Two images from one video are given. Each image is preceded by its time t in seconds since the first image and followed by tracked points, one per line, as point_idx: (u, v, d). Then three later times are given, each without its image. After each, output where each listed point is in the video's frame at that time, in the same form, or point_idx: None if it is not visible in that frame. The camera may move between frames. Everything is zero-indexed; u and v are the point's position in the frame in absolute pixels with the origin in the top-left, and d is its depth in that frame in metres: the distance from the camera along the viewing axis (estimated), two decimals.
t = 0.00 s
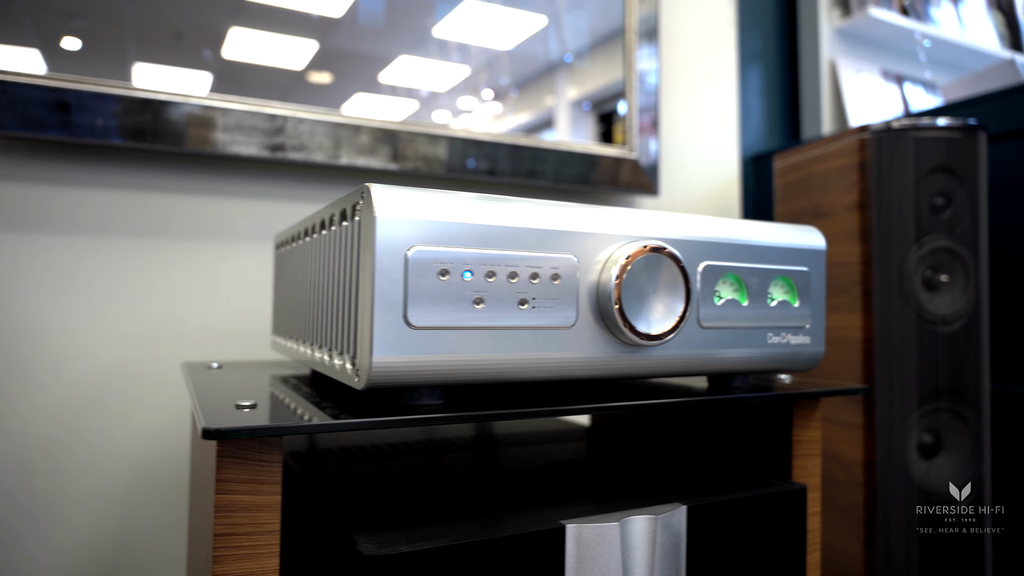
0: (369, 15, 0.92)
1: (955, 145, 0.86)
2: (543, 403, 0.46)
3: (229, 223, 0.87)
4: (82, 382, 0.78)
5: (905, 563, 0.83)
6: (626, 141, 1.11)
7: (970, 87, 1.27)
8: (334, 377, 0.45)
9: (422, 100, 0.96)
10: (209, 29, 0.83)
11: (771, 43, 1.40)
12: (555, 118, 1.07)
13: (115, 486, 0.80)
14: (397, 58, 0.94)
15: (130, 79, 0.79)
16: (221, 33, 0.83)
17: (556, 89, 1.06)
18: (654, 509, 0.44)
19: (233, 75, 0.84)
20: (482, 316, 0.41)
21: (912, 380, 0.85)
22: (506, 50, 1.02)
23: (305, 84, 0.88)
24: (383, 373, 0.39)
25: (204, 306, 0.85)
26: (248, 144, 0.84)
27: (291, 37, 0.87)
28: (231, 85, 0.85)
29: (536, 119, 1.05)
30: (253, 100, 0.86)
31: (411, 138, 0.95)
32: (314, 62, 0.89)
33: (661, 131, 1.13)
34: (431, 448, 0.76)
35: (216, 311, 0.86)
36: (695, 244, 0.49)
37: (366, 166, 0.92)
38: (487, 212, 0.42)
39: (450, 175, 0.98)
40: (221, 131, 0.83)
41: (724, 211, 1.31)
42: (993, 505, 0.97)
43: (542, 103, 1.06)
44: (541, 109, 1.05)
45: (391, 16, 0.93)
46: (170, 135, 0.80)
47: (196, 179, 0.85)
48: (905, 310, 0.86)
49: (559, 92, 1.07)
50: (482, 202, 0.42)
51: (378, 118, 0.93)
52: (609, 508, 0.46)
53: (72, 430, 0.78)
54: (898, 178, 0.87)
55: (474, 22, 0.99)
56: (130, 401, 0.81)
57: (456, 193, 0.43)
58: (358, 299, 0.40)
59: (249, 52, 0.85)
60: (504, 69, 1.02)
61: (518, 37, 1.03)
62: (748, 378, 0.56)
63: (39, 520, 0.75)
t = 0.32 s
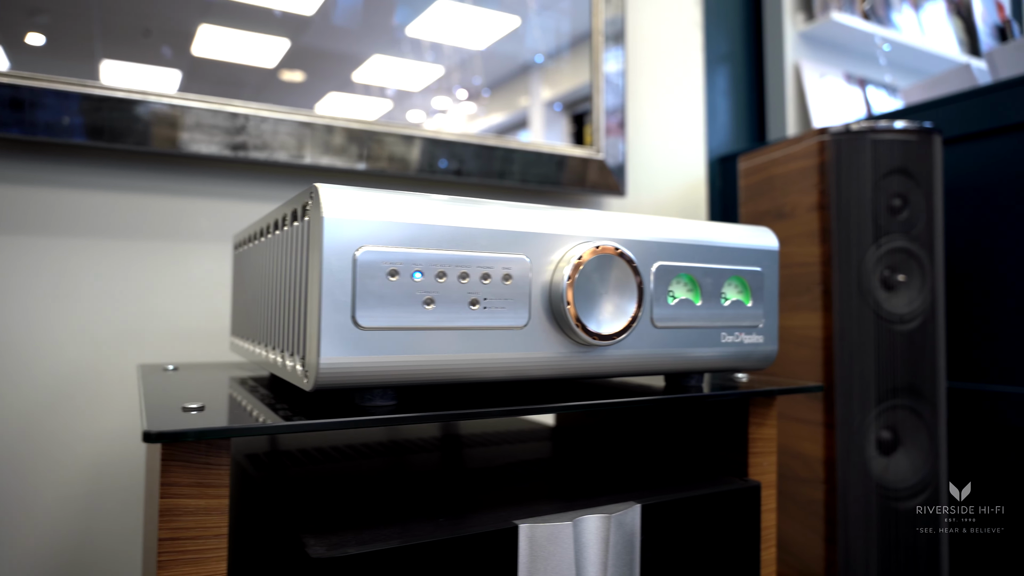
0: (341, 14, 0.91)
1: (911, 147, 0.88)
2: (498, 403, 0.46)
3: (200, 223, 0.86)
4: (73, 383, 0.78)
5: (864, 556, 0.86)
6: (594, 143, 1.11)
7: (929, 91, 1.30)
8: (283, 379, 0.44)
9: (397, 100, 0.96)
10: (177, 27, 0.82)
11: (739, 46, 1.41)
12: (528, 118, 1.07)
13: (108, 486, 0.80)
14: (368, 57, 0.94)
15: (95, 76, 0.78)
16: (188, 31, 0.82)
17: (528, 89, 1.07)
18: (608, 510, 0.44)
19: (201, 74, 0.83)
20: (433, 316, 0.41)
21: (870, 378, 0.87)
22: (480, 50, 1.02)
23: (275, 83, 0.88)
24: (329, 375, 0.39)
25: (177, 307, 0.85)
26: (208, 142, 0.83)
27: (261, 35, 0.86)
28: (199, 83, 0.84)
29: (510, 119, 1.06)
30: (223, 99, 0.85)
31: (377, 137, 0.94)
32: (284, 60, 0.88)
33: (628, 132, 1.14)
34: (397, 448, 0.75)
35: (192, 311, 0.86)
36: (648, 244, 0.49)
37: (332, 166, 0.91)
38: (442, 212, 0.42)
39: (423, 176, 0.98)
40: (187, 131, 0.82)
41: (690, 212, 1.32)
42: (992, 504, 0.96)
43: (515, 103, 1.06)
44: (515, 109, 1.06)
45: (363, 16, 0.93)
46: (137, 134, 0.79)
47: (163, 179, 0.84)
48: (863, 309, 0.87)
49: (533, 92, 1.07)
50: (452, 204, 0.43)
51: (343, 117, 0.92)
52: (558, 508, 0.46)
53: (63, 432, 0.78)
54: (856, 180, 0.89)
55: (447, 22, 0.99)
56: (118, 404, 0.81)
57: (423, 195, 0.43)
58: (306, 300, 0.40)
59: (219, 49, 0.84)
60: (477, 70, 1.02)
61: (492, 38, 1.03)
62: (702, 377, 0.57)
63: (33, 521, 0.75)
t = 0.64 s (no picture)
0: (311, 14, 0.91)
1: (867, 151, 0.89)
2: (456, 405, 0.46)
3: (167, 225, 0.85)
4: (29, 386, 0.77)
5: (824, 553, 0.87)
6: (559, 146, 1.12)
7: (888, 97, 1.33)
8: (233, 380, 0.44)
9: (369, 102, 0.96)
10: (144, 25, 0.81)
11: (704, 51, 1.43)
12: (502, 121, 1.08)
13: (78, 490, 0.79)
14: (337, 57, 0.93)
15: (50, 74, 0.76)
16: (155, 29, 0.81)
17: (501, 92, 1.07)
18: (562, 509, 0.44)
19: (168, 72, 0.82)
20: (382, 319, 0.41)
21: (828, 378, 0.88)
22: (452, 51, 1.02)
23: (245, 83, 0.87)
24: (273, 378, 0.38)
25: (140, 309, 0.84)
26: (165, 142, 0.82)
27: (230, 34, 0.86)
28: (165, 82, 0.82)
29: (483, 121, 1.06)
30: (191, 99, 0.84)
31: (343, 139, 0.93)
32: (253, 60, 0.88)
33: (594, 136, 1.15)
34: (361, 451, 0.75)
35: (159, 314, 0.85)
36: (601, 248, 0.50)
37: (294, 167, 0.90)
38: (396, 215, 0.42)
39: (397, 178, 0.98)
40: (153, 131, 0.81)
41: (656, 215, 1.33)
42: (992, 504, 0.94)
43: (490, 106, 1.07)
44: (488, 111, 1.07)
45: (333, 16, 0.92)
46: (104, 135, 0.78)
47: (125, 179, 0.83)
48: (821, 311, 0.89)
49: (506, 96, 1.08)
50: (424, 209, 0.44)
51: (307, 118, 0.91)
52: (512, 510, 0.46)
53: (30, 434, 0.77)
54: (814, 184, 0.91)
55: (420, 24, 0.99)
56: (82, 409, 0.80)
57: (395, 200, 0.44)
58: (253, 306, 0.39)
59: (187, 48, 0.83)
60: (449, 72, 1.03)
61: (464, 39, 1.03)
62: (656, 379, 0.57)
63: None
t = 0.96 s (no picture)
0: (281, 13, 0.90)
1: (828, 154, 0.91)
2: (413, 405, 0.46)
3: (130, 225, 0.84)
4: None
5: (786, 550, 0.89)
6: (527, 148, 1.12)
7: (852, 101, 1.36)
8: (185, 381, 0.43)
9: (343, 103, 0.96)
10: (112, 22, 0.80)
11: (673, 55, 1.44)
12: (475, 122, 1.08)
13: (28, 496, 0.77)
14: (308, 57, 0.93)
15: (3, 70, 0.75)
16: (124, 26, 0.81)
17: (475, 93, 1.08)
18: (518, 510, 0.44)
19: (134, 70, 0.81)
20: (333, 318, 0.41)
21: (790, 377, 0.90)
22: (425, 53, 1.03)
23: (215, 82, 0.86)
24: (221, 378, 0.38)
25: (102, 312, 0.83)
26: (127, 142, 0.80)
27: (200, 33, 0.85)
28: (131, 81, 0.81)
29: (458, 122, 1.07)
30: (159, 98, 0.83)
31: (311, 139, 0.93)
32: (224, 59, 0.87)
33: (563, 138, 1.15)
34: (325, 453, 0.74)
35: (118, 316, 0.84)
36: (557, 248, 0.50)
37: (257, 167, 0.89)
38: (352, 215, 0.42)
39: (368, 180, 0.98)
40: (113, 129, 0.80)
41: (625, 218, 1.34)
42: (992, 504, 0.92)
43: (465, 108, 1.07)
44: (464, 112, 1.07)
45: (301, 15, 0.92)
46: (70, 134, 0.77)
47: (88, 179, 0.82)
48: (784, 311, 0.90)
49: (481, 97, 1.09)
50: (398, 210, 0.44)
51: (273, 117, 0.91)
52: (467, 510, 0.47)
53: None
54: (777, 186, 0.92)
55: (393, 25, 1.00)
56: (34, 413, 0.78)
57: (367, 201, 0.44)
58: (200, 306, 0.39)
59: (156, 46, 0.82)
60: (422, 73, 1.03)
61: (438, 41, 1.04)
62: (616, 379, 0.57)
63: None
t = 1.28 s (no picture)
0: (257, 9, 0.90)
1: (801, 157, 0.92)
2: (382, 403, 0.46)
3: (104, 222, 0.84)
4: None
5: (758, 547, 0.90)
6: (505, 148, 1.13)
7: (828, 105, 1.37)
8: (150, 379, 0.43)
9: (325, 102, 0.96)
10: (91, 17, 0.80)
11: (653, 57, 1.45)
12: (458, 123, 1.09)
13: None
14: (276, 52, 0.92)
15: None
16: (104, 22, 0.80)
17: (458, 94, 1.09)
18: (485, 507, 0.45)
19: (107, 65, 0.81)
20: (298, 315, 0.41)
21: (763, 377, 0.91)
22: (409, 52, 1.03)
23: (196, 78, 0.86)
24: (183, 374, 0.38)
25: (75, 309, 0.82)
26: (98, 137, 0.79)
27: (181, 29, 0.85)
28: (104, 76, 0.81)
29: (442, 122, 1.07)
30: (136, 94, 0.82)
31: (288, 137, 0.92)
32: (205, 56, 0.87)
33: (542, 138, 1.15)
34: (298, 451, 0.74)
35: (88, 312, 0.82)
36: (526, 246, 0.50)
37: (232, 164, 0.88)
38: (322, 211, 0.42)
39: (348, 178, 0.98)
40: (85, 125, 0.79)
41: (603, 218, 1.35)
42: (991, 504, 0.92)
43: (449, 108, 1.08)
44: (447, 112, 1.08)
45: (277, 10, 0.91)
46: (46, 129, 0.77)
47: (62, 175, 0.81)
48: (758, 312, 0.91)
49: (464, 98, 1.09)
50: (378, 209, 0.45)
51: (249, 114, 0.90)
52: (435, 506, 0.47)
53: None
54: (751, 188, 0.93)
55: (376, 23, 1.00)
56: None
57: (350, 199, 0.45)
58: (166, 302, 0.39)
59: (136, 42, 0.82)
60: (405, 73, 1.03)
61: (421, 40, 1.04)
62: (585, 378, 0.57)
63: None
